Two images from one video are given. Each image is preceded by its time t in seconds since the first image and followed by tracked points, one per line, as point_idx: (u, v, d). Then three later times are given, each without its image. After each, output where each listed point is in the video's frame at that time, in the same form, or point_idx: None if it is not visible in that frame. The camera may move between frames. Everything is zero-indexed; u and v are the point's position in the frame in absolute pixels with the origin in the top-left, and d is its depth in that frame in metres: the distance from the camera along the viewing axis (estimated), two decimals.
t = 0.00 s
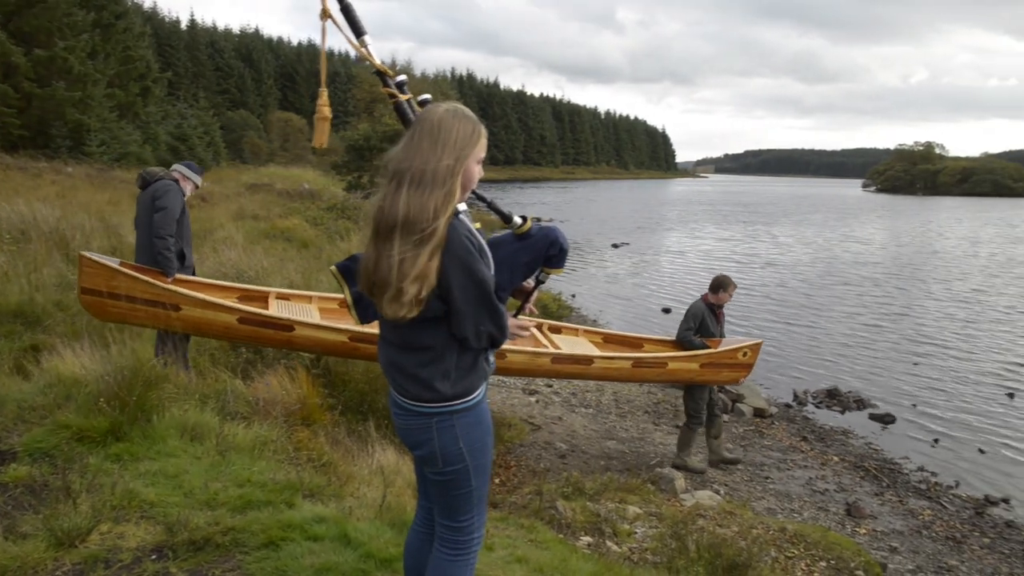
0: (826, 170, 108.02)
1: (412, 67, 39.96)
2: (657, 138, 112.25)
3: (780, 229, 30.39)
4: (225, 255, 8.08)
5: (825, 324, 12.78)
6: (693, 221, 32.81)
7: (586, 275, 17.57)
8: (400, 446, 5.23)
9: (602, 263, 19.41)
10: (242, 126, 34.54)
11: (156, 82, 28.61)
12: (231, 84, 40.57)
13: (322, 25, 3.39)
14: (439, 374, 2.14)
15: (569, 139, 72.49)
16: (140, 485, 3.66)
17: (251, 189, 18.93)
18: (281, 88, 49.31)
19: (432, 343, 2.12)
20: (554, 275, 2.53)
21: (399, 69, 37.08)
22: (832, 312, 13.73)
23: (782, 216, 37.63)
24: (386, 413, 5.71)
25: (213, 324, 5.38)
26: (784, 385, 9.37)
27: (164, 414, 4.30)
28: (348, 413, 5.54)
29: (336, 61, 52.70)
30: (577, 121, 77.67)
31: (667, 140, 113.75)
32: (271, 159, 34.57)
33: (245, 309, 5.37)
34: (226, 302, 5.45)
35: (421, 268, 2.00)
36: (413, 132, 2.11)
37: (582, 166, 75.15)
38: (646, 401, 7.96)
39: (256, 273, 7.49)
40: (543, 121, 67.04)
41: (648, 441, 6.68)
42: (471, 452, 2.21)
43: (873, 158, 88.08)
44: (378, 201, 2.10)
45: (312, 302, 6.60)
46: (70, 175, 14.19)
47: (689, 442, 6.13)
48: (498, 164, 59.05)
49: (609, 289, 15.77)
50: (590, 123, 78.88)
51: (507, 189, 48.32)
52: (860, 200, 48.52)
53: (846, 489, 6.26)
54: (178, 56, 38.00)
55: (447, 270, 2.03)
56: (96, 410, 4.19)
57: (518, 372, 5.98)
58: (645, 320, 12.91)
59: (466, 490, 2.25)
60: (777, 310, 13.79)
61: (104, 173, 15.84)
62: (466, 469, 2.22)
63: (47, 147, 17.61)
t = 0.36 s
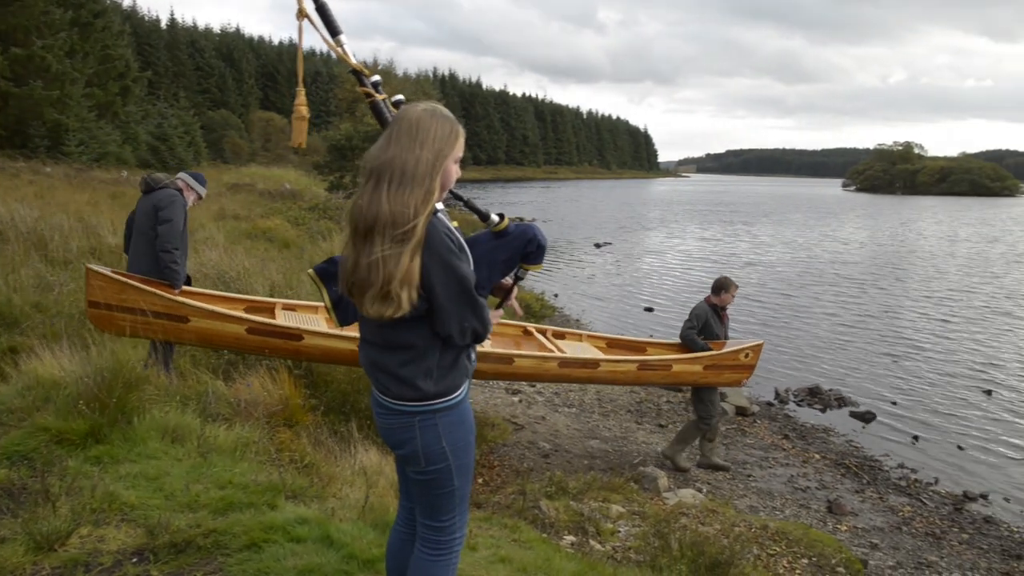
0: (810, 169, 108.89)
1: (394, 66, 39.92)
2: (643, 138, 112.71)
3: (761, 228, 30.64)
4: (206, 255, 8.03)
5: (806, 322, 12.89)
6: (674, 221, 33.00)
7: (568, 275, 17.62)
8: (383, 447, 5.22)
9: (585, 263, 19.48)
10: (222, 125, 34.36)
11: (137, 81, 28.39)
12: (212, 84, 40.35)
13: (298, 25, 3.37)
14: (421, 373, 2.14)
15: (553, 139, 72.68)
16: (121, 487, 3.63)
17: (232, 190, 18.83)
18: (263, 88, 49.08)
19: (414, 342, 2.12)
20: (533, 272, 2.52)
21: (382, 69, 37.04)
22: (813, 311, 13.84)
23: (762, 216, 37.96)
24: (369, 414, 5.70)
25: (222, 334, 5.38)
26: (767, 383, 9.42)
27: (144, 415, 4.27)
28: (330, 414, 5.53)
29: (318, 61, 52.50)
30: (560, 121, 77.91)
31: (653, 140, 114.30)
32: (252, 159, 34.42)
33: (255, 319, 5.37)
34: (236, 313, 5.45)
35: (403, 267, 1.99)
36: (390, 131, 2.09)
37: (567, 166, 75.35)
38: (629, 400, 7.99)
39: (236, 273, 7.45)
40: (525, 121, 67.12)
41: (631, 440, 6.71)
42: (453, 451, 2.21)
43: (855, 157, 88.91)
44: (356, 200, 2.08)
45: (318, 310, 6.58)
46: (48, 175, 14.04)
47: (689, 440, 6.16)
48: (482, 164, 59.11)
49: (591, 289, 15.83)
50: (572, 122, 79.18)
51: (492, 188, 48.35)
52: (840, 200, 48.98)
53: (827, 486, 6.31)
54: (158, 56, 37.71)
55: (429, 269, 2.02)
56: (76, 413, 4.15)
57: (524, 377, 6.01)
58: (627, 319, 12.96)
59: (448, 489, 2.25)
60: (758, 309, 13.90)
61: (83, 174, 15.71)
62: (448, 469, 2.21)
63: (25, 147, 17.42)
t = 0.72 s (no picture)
0: (796, 169, 109.64)
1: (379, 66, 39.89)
2: (630, 138, 113.05)
3: (744, 227, 30.85)
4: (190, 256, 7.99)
5: (789, 320, 12.99)
6: (659, 220, 33.15)
7: (554, 275, 17.66)
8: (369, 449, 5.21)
9: (571, 262, 19.53)
10: (206, 125, 34.22)
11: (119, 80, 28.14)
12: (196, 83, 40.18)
13: (274, 26, 3.36)
14: (405, 374, 2.13)
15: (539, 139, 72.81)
16: (104, 490, 3.61)
17: (217, 190, 18.75)
18: (248, 88, 48.88)
19: (397, 342, 2.11)
20: (516, 269, 2.50)
21: (367, 68, 37.01)
22: (797, 309, 13.95)
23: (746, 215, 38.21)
24: (354, 414, 5.69)
25: (228, 339, 5.43)
26: (753, 382, 9.47)
27: (127, 417, 4.24)
28: (316, 415, 5.52)
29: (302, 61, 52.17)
30: (545, 120, 78.09)
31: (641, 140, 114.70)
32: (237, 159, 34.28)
33: (261, 324, 5.42)
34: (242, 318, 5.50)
35: (384, 268, 1.98)
36: (369, 130, 2.07)
37: (554, 166, 75.50)
38: (615, 400, 8.02)
39: (220, 275, 7.41)
40: (509, 120, 67.04)
41: (616, 440, 6.72)
42: (437, 451, 2.20)
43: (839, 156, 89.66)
44: (337, 202, 2.07)
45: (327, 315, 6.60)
46: (29, 176, 13.94)
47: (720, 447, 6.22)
48: (469, 163, 59.14)
49: (576, 289, 15.87)
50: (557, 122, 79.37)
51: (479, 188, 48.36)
52: (824, 199, 49.33)
53: (812, 484, 6.35)
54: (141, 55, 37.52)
55: (411, 268, 2.01)
56: (58, 415, 4.12)
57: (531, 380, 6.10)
58: (612, 318, 13.01)
59: (433, 490, 2.24)
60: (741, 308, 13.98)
61: (66, 174, 15.63)
62: (432, 469, 2.20)
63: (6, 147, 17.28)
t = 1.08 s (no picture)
0: (777, 169, 110.44)
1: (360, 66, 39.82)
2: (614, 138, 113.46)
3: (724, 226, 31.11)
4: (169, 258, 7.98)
5: (769, 319, 13.11)
6: (640, 220, 33.34)
7: (536, 275, 17.70)
8: (350, 450, 5.20)
9: (553, 262, 19.57)
10: (185, 125, 33.99)
11: (97, 80, 27.78)
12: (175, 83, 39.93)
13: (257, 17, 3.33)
14: (387, 373, 2.11)
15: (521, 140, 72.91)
16: (82, 494, 3.57)
17: (196, 190, 18.62)
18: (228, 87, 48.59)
19: (377, 343, 2.10)
20: (497, 262, 2.50)
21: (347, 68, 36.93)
22: (776, 308, 14.08)
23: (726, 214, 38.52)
24: (335, 415, 5.69)
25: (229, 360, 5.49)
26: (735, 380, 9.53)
27: (106, 421, 4.21)
28: (297, 416, 5.51)
29: (282, 60, 51.73)
30: (526, 120, 78.27)
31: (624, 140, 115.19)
32: (217, 159, 34.05)
33: (261, 346, 5.48)
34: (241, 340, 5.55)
35: (362, 272, 1.98)
36: (344, 133, 2.06)
37: (536, 167, 75.63)
38: (597, 399, 8.05)
39: (200, 276, 7.37)
40: (491, 121, 66.98)
41: (599, 439, 6.74)
42: (420, 452, 2.19)
43: (819, 156, 90.41)
44: (315, 203, 2.07)
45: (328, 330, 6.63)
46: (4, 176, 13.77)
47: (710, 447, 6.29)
48: (450, 164, 59.13)
49: (558, 288, 15.91)
50: (539, 122, 79.52)
51: (461, 189, 48.35)
52: (803, 199, 49.79)
53: (792, 481, 6.41)
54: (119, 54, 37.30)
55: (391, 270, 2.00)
56: (35, 419, 4.06)
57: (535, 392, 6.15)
58: (594, 318, 13.06)
59: (416, 490, 2.23)
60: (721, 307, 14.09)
61: (43, 174, 15.48)
62: (414, 470, 2.20)
63: None
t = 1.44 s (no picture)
0: (757, 168, 111.27)
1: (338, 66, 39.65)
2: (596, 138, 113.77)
3: (700, 226, 31.33)
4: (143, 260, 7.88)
5: (746, 317, 13.22)
6: (618, 219, 33.50)
7: (515, 274, 17.71)
8: (329, 451, 5.18)
9: (532, 262, 19.60)
10: (161, 125, 33.66)
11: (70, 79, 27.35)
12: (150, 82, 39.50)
13: (228, 17, 3.29)
14: (368, 374, 2.11)
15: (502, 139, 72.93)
16: (57, 499, 3.52)
17: (172, 190, 18.44)
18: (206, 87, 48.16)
19: (359, 346, 2.09)
20: (477, 259, 2.50)
21: (325, 68, 36.77)
22: (753, 306, 14.21)
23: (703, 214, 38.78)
24: (315, 417, 5.67)
25: (227, 369, 5.47)
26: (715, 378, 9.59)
27: (80, 424, 4.15)
28: (275, 418, 5.50)
29: (259, 59, 51.18)
30: (506, 120, 78.36)
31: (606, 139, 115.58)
32: (194, 159, 33.74)
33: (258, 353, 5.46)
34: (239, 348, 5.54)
35: (345, 277, 1.96)
36: (323, 136, 2.03)
37: (517, 167, 75.68)
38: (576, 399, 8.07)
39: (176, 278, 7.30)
40: (470, 120, 66.94)
41: (579, 438, 6.76)
42: (400, 453, 2.17)
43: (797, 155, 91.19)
44: (293, 209, 2.03)
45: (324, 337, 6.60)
46: None
47: (693, 445, 6.36)
48: (429, 163, 59.01)
49: (537, 288, 15.94)
50: (517, 122, 79.62)
51: (442, 189, 48.29)
52: (780, 199, 50.23)
53: (770, 478, 6.47)
54: (93, 52, 36.86)
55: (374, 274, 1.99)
56: (8, 422, 3.99)
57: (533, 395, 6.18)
58: (573, 317, 13.09)
59: (396, 491, 2.22)
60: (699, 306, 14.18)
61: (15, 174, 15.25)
62: (395, 472, 2.19)
63: None
